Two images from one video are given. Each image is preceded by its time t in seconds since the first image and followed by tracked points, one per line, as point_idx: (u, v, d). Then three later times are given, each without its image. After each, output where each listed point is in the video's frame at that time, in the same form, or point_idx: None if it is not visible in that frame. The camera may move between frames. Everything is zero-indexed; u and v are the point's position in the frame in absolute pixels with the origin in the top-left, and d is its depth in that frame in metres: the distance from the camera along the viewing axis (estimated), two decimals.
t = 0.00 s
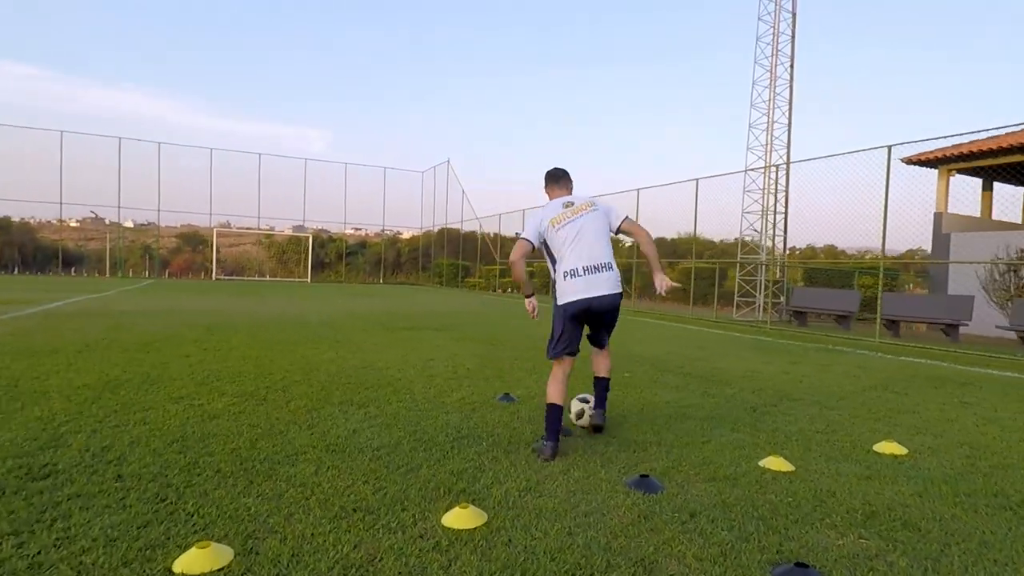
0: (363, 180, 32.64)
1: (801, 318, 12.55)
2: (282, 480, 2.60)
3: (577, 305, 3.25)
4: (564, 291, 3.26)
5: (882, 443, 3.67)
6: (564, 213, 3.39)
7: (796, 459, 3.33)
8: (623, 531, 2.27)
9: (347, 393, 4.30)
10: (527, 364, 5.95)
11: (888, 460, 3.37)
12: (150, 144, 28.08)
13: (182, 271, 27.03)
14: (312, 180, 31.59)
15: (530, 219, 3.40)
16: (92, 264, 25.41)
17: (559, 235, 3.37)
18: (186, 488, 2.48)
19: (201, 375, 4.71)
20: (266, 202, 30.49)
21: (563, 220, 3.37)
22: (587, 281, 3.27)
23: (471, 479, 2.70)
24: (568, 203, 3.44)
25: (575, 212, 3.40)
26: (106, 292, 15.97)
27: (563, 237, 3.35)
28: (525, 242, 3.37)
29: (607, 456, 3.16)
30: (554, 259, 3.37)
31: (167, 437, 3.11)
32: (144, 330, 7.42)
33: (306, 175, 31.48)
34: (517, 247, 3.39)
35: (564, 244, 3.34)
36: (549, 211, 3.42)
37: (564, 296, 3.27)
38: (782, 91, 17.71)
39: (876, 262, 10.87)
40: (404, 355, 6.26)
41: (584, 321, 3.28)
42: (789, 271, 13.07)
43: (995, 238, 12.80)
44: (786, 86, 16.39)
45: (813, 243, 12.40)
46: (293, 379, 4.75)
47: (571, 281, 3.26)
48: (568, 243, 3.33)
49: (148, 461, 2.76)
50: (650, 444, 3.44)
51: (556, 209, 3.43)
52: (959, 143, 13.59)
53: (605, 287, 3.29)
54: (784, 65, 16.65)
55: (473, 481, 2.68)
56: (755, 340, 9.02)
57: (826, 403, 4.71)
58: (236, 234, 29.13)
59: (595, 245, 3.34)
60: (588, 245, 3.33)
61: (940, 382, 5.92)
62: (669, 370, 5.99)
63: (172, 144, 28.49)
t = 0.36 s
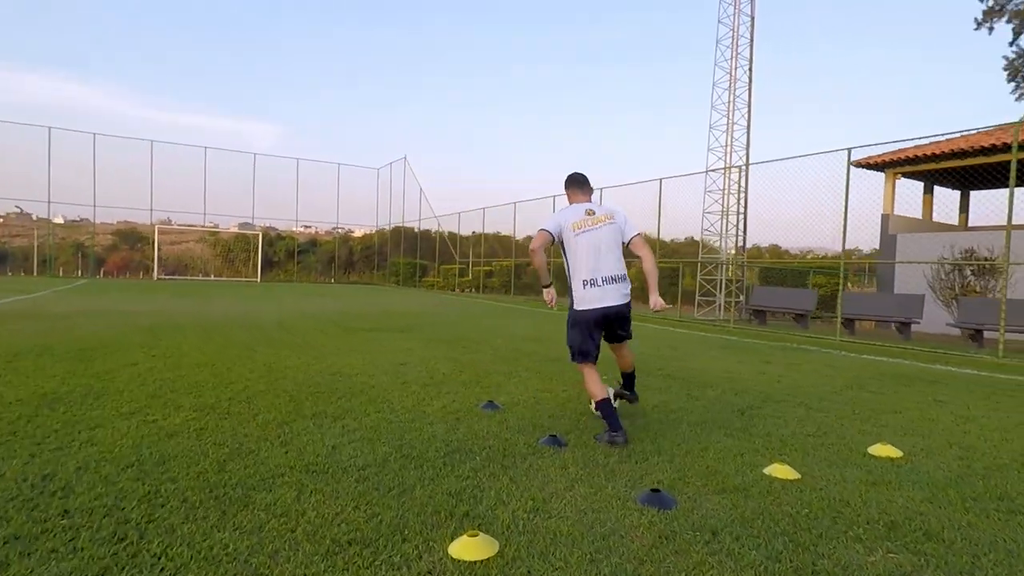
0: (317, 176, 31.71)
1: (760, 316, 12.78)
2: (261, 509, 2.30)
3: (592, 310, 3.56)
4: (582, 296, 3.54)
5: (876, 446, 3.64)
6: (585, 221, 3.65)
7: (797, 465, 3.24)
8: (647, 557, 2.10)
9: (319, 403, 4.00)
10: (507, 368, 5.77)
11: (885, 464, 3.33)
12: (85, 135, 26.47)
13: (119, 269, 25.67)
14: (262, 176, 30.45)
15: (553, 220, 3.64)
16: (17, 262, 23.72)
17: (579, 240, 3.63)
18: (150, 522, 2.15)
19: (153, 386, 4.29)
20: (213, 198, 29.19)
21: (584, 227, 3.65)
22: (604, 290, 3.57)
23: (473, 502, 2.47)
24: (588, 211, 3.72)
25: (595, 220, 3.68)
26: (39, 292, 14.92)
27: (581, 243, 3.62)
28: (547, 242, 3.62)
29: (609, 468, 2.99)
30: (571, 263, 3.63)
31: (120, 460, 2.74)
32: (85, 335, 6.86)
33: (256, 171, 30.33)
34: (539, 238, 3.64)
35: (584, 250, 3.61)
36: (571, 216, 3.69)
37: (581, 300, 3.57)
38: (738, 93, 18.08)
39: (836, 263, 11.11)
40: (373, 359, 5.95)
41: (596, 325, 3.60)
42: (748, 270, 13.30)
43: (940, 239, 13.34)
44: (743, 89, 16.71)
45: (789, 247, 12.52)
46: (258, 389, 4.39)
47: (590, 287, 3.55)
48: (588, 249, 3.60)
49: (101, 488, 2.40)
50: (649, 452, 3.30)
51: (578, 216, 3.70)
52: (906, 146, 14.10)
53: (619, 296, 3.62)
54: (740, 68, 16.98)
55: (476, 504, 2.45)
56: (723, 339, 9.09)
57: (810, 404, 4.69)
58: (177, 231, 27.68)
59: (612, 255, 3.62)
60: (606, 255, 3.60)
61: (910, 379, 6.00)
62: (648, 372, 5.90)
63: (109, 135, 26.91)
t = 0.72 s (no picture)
0: (273, 173, 30.79)
1: (727, 315, 12.95)
2: (258, 538, 2.07)
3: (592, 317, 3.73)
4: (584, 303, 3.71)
5: (873, 448, 3.62)
6: (580, 235, 3.87)
7: (802, 470, 3.18)
8: None
9: (301, 413, 3.74)
10: (489, 372, 5.60)
11: (889, 467, 3.31)
12: (20, 126, 24.72)
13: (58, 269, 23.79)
14: (215, 172, 29.28)
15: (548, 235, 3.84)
16: None
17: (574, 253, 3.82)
18: (131, 558, 1.89)
19: (114, 397, 3.93)
20: (162, 194, 27.87)
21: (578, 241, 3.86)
22: (603, 297, 3.78)
23: (489, 522, 2.29)
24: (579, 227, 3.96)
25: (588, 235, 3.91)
26: None
27: (579, 256, 3.80)
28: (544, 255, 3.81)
29: (620, 478, 2.87)
30: (569, 274, 3.80)
31: (87, 484, 2.44)
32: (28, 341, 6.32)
33: (209, 166, 29.14)
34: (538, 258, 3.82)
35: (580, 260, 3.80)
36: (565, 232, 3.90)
37: (581, 307, 3.74)
38: (701, 96, 18.34)
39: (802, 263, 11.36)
40: (349, 364, 5.69)
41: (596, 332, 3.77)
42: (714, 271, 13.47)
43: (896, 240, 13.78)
44: (706, 92, 16.97)
45: (766, 249, 12.72)
46: (231, 398, 4.08)
47: (590, 295, 3.74)
48: (584, 260, 3.79)
49: (68, 519, 2.11)
50: (655, 460, 3.19)
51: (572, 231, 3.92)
52: (863, 151, 14.53)
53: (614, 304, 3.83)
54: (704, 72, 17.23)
55: (492, 524, 2.28)
56: (695, 339, 9.13)
57: (797, 407, 4.68)
58: (122, 229, 26.10)
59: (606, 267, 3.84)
60: (602, 267, 3.82)
61: (884, 379, 6.10)
62: (632, 374, 5.82)
63: (47, 126, 25.21)
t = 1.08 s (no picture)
0: (247, 171, 30.18)
1: (711, 316, 13.03)
2: (287, 562, 1.92)
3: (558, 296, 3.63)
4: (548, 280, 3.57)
5: (891, 452, 3.59)
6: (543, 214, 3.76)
7: (827, 475, 3.14)
8: None
9: (307, 422, 3.56)
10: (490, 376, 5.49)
11: (911, 471, 3.28)
12: None
13: (19, 270, 22.91)
14: (187, 169, 28.55)
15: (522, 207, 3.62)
16: None
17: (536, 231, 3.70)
18: None
19: (103, 406, 3.70)
20: (132, 192, 27.03)
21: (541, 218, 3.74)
22: (561, 277, 3.69)
23: (527, 538, 2.18)
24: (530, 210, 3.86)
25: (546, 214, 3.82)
26: None
27: (540, 233, 3.67)
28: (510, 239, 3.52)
29: (649, 488, 2.78)
30: (534, 249, 3.64)
31: (91, 503, 2.26)
32: None
33: (181, 164, 28.39)
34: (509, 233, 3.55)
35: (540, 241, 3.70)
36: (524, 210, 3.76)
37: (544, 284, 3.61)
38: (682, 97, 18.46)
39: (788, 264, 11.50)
40: (345, 368, 5.51)
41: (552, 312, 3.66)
42: (699, 272, 13.56)
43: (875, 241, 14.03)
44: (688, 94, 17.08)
45: (739, 249, 13.15)
46: (229, 406, 3.88)
47: (553, 274, 3.63)
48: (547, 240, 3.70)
49: (77, 545, 1.94)
50: (680, 467, 3.11)
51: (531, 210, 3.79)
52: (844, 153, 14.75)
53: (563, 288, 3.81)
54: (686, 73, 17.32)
55: (532, 541, 2.16)
56: (686, 340, 9.14)
57: (804, 409, 4.66)
58: (88, 227, 25.21)
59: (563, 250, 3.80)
60: (560, 248, 3.75)
61: (880, 379, 6.15)
62: (634, 377, 5.76)
63: (8, 121, 24.24)
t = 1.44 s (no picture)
0: (228, 170, 29.72)
1: (698, 314, 13.12)
2: (303, 560, 1.87)
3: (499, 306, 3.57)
4: (486, 292, 3.53)
5: (892, 446, 3.62)
6: (479, 229, 3.72)
7: (832, 469, 3.16)
8: None
9: (306, 420, 3.48)
10: (486, 374, 5.44)
11: (912, 464, 3.31)
12: None
13: None
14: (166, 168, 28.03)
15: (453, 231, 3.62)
16: None
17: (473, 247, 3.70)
18: None
19: (93, 405, 3.58)
20: (108, 191, 26.44)
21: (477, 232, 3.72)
22: (505, 286, 3.62)
23: (545, 533, 2.14)
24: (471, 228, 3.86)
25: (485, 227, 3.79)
26: None
27: (480, 248, 3.66)
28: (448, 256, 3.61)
29: (660, 482, 2.76)
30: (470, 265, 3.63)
31: (92, 502, 2.18)
32: None
33: (159, 162, 27.84)
34: (440, 261, 3.59)
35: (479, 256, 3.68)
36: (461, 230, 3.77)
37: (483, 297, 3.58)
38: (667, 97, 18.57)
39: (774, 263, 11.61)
40: (338, 367, 5.43)
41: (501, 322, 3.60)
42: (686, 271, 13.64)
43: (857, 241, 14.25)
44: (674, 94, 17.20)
45: (723, 249, 13.11)
46: (224, 405, 3.79)
47: (493, 285, 3.57)
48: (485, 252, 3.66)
49: (81, 545, 1.86)
50: (688, 462, 3.10)
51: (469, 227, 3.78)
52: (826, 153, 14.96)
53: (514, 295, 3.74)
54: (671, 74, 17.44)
55: (549, 536, 2.13)
56: (676, 338, 9.17)
57: (801, 404, 4.69)
58: (62, 227, 24.59)
59: (509, 259, 3.73)
60: (504, 258, 3.70)
61: (870, 375, 6.23)
62: (629, 374, 5.76)
63: None
